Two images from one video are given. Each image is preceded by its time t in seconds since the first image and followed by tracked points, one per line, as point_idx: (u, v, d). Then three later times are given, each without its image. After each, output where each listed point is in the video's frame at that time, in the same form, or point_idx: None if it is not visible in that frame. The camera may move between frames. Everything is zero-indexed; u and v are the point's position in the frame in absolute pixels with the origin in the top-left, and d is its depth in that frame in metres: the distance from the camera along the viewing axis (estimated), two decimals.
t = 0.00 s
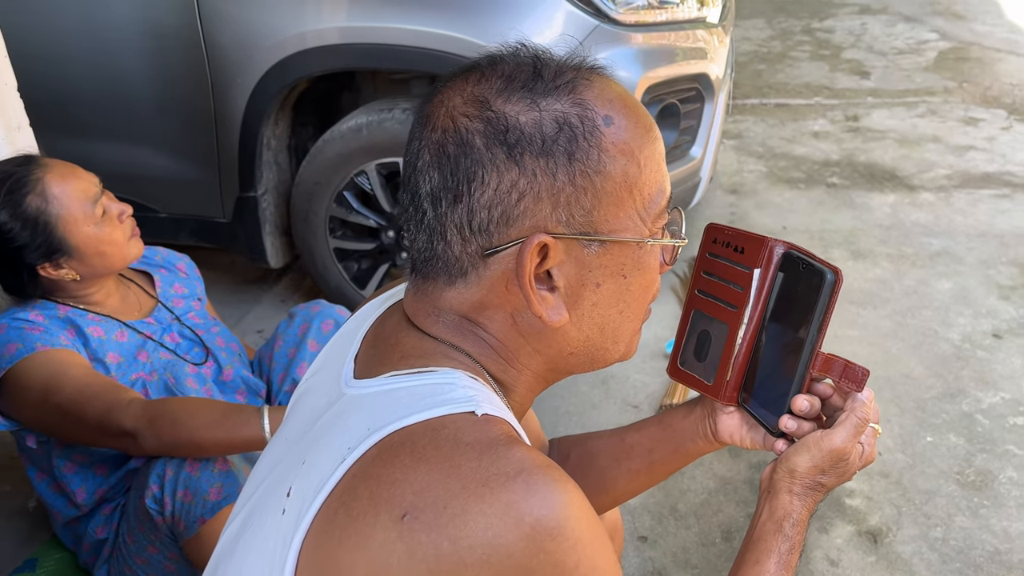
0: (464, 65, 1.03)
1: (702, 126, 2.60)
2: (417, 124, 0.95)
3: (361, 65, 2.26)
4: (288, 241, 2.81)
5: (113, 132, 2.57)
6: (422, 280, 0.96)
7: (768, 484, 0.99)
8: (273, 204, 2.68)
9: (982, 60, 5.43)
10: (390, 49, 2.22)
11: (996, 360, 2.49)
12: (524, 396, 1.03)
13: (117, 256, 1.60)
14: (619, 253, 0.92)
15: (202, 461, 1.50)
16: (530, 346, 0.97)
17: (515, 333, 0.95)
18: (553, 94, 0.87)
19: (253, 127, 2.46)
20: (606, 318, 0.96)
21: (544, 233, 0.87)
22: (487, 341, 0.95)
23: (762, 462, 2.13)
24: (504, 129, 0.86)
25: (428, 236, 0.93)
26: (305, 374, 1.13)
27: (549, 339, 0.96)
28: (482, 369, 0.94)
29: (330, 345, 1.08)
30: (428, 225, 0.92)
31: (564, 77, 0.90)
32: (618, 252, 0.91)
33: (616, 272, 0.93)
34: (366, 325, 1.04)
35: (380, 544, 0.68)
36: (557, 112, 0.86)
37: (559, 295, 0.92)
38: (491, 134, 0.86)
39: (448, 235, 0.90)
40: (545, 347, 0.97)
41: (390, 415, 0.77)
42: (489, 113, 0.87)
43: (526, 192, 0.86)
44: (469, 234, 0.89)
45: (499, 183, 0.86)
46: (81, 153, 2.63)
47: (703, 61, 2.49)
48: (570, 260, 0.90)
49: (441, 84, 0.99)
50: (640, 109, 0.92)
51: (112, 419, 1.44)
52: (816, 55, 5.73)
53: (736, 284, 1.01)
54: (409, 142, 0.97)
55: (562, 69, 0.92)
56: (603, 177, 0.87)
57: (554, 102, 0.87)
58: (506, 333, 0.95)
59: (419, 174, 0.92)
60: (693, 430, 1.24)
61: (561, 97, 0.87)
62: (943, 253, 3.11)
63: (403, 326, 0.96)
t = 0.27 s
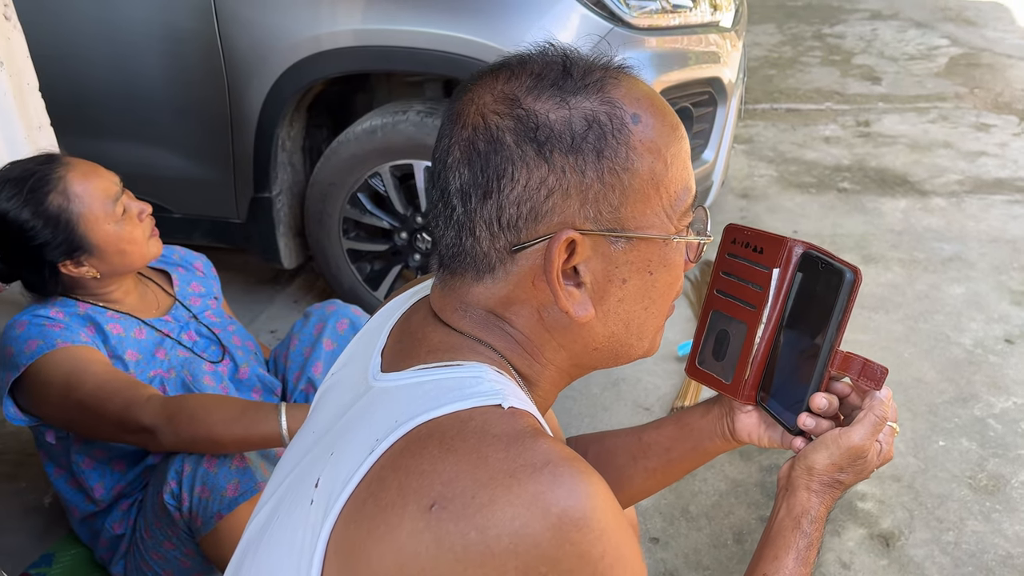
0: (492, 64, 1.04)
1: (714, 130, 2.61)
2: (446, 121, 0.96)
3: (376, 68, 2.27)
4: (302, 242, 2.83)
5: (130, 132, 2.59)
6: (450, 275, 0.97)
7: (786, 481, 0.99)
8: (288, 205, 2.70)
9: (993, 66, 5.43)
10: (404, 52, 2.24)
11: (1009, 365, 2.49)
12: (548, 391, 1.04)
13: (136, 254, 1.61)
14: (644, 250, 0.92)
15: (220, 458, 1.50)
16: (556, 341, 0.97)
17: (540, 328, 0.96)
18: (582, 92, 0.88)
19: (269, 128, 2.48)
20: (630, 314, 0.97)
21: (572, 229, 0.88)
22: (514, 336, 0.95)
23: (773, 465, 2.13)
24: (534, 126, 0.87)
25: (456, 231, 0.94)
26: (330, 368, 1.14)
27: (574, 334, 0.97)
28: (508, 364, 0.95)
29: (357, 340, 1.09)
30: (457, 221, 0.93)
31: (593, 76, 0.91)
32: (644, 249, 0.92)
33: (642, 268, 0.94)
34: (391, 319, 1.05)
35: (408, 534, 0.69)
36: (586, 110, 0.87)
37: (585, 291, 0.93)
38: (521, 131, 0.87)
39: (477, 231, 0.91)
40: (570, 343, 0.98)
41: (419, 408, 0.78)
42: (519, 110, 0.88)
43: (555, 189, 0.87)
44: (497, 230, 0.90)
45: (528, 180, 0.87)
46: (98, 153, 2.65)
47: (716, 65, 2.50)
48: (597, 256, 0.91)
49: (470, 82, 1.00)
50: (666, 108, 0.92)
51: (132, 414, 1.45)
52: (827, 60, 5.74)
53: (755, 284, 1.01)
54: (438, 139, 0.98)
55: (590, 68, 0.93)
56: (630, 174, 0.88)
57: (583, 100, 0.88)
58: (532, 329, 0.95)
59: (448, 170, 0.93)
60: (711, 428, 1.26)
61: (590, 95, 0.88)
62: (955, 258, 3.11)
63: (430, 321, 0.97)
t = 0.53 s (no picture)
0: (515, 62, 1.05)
1: (722, 133, 2.62)
2: (470, 118, 0.97)
3: (388, 70, 2.28)
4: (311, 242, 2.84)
5: (141, 133, 2.61)
6: (471, 271, 0.98)
7: (800, 478, 0.99)
8: (297, 206, 2.71)
9: (1000, 70, 5.43)
10: (414, 53, 2.25)
11: (1016, 369, 2.49)
12: (567, 386, 1.04)
13: (150, 253, 1.62)
14: (665, 247, 0.93)
15: (233, 455, 1.52)
16: (576, 337, 0.98)
17: (561, 323, 0.97)
18: (606, 90, 0.89)
19: (279, 129, 2.49)
20: (650, 311, 0.98)
21: (594, 225, 0.89)
22: (534, 332, 0.96)
23: (782, 466, 2.14)
24: (557, 123, 0.88)
25: (479, 227, 0.95)
26: (351, 364, 1.15)
27: (595, 330, 0.98)
28: (529, 359, 0.96)
29: (378, 335, 1.10)
30: (480, 217, 0.94)
31: (616, 75, 0.92)
32: (664, 246, 0.93)
33: (662, 265, 0.95)
34: (412, 314, 1.06)
35: (430, 524, 0.70)
36: (610, 108, 0.88)
37: (606, 287, 0.94)
38: (545, 128, 0.88)
39: (500, 226, 0.92)
40: (590, 338, 0.99)
41: (441, 400, 0.79)
42: (543, 108, 0.89)
43: (578, 185, 0.88)
44: (520, 225, 0.91)
45: (551, 176, 0.88)
46: (109, 154, 2.67)
47: (725, 68, 2.51)
48: (618, 252, 0.92)
49: (494, 80, 1.01)
50: (687, 107, 0.93)
51: (147, 411, 1.45)
52: (833, 64, 5.74)
53: (769, 283, 1.01)
54: (461, 136, 0.99)
55: (614, 67, 0.94)
56: (652, 172, 0.89)
57: (606, 98, 0.89)
58: (553, 324, 0.96)
59: (472, 166, 0.94)
60: (724, 427, 1.26)
61: (614, 93, 0.89)
62: (962, 262, 3.11)
63: (451, 316, 0.98)
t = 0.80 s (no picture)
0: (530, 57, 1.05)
1: (725, 135, 2.63)
2: (485, 112, 0.98)
3: (392, 70, 2.29)
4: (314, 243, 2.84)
5: (145, 133, 2.62)
6: (484, 264, 0.98)
7: (807, 474, 1.00)
8: (300, 207, 2.71)
9: (1000, 73, 5.45)
10: (418, 54, 2.26)
11: (1018, 370, 2.50)
12: (578, 380, 1.05)
13: (158, 252, 1.63)
14: (676, 242, 0.94)
15: (240, 452, 1.52)
16: (587, 330, 0.99)
17: (573, 317, 0.98)
18: (620, 86, 0.90)
19: (283, 130, 2.50)
20: (660, 304, 0.98)
21: (607, 219, 0.89)
22: (546, 325, 0.97)
23: (784, 466, 2.14)
24: (573, 118, 0.88)
25: (493, 220, 0.95)
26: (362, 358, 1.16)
27: (606, 323, 0.99)
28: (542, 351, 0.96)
29: (391, 328, 1.10)
30: (494, 210, 0.95)
31: (630, 71, 0.92)
32: (676, 241, 0.94)
33: (673, 260, 0.95)
34: (423, 308, 1.06)
35: (446, 514, 0.71)
36: (624, 103, 0.88)
37: (618, 281, 0.94)
38: (560, 122, 0.88)
39: (514, 220, 0.93)
40: (601, 332, 1.00)
41: (455, 393, 0.80)
42: (559, 103, 0.89)
43: (592, 179, 0.89)
44: (534, 219, 0.92)
45: (565, 170, 0.89)
46: (114, 154, 2.68)
47: (727, 70, 2.51)
48: (630, 246, 0.92)
49: (508, 74, 1.01)
50: (699, 104, 0.93)
51: (155, 408, 1.46)
52: (834, 67, 5.76)
53: (775, 282, 1.02)
54: (476, 130, 0.99)
55: (628, 63, 0.94)
56: (665, 167, 0.89)
57: (621, 94, 0.89)
58: (564, 318, 0.97)
59: (487, 160, 0.95)
60: (730, 424, 1.26)
61: (628, 89, 0.89)
62: (963, 263, 3.12)
63: (464, 310, 0.98)
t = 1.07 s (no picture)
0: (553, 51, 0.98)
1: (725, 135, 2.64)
2: (508, 103, 0.91)
3: (393, 70, 2.30)
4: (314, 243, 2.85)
5: (146, 133, 2.62)
6: (507, 254, 0.91)
7: (813, 467, 0.96)
8: (300, 207, 2.71)
9: (997, 76, 5.47)
10: (419, 54, 2.26)
11: (1016, 370, 2.51)
12: (603, 373, 0.97)
13: (156, 251, 1.63)
14: (700, 233, 0.87)
15: (243, 449, 1.52)
16: (612, 321, 0.92)
17: (597, 306, 0.90)
18: (647, 76, 0.83)
19: (283, 129, 2.50)
20: (683, 294, 0.91)
21: (632, 210, 0.83)
22: (571, 315, 0.90)
23: (784, 466, 2.15)
24: (600, 108, 0.82)
25: (517, 211, 0.88)
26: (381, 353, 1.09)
27: (631, 314, 0.91)
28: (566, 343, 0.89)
29: (415, 323, 1.03)
30: (520, 200, 0.87)
31: (656, 62, 0.86)
32: (699, 231, 0.86)
33: (696, 250, 0.88)
34: (447, 295, 1.02)
35: (482, 499, 0.70)
36: (651, 94, 0.82)
37: (642, 271, 0.87)
38: (588, 112, 0.82)
39: (539, 209, 0.86)
40: (625, 322, 0.92)
41: (485, 379, 0.78)
42: (586, 93, 0.83)
43: (618, 169, 0.82)
44: (559, 209, 0.84)
45: (592, 160, 0.82)
46: (115, 154, 2.68)
47: (727, 71, 2.52)
48: (655, 236, 0.85)
49: (532, 67, 0.94)
50: (721, 98, 0.87)
51: (157, 406, 1.47)
52: (832, 69, 5.78)
53: (781, 280, 1.03)
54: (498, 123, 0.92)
55: (654, 54, 0.87)
56: (690, 158, 0.83)
57: (648, 85, 0.82)
58: (589, 308, 0.90)
59: (512, 150, 0.87)
60: (737, 421, 1.24)
61: (654, 80, 0.83)
62: (961, 264, 3.13)
63: (488, 302, 0.91)
